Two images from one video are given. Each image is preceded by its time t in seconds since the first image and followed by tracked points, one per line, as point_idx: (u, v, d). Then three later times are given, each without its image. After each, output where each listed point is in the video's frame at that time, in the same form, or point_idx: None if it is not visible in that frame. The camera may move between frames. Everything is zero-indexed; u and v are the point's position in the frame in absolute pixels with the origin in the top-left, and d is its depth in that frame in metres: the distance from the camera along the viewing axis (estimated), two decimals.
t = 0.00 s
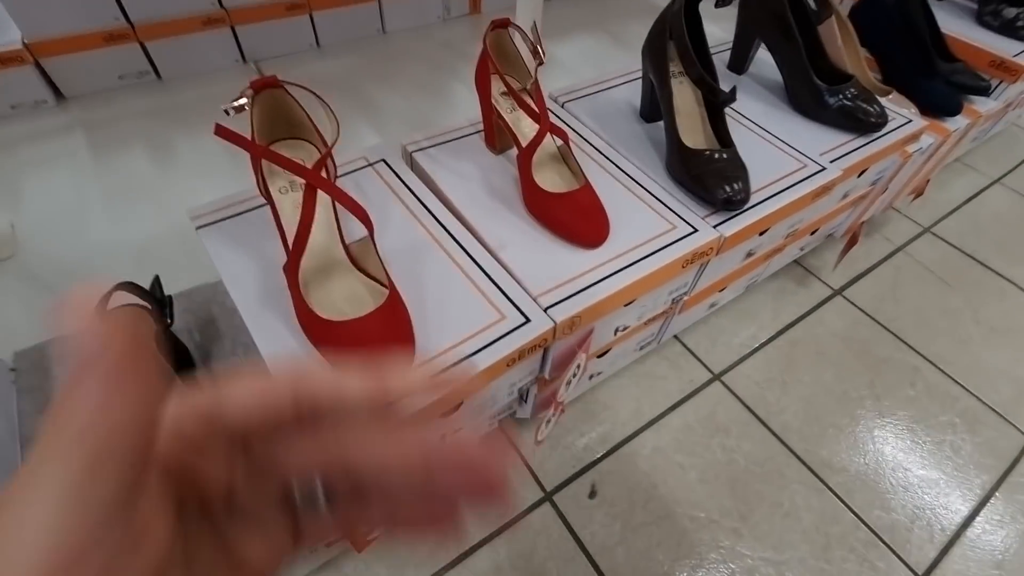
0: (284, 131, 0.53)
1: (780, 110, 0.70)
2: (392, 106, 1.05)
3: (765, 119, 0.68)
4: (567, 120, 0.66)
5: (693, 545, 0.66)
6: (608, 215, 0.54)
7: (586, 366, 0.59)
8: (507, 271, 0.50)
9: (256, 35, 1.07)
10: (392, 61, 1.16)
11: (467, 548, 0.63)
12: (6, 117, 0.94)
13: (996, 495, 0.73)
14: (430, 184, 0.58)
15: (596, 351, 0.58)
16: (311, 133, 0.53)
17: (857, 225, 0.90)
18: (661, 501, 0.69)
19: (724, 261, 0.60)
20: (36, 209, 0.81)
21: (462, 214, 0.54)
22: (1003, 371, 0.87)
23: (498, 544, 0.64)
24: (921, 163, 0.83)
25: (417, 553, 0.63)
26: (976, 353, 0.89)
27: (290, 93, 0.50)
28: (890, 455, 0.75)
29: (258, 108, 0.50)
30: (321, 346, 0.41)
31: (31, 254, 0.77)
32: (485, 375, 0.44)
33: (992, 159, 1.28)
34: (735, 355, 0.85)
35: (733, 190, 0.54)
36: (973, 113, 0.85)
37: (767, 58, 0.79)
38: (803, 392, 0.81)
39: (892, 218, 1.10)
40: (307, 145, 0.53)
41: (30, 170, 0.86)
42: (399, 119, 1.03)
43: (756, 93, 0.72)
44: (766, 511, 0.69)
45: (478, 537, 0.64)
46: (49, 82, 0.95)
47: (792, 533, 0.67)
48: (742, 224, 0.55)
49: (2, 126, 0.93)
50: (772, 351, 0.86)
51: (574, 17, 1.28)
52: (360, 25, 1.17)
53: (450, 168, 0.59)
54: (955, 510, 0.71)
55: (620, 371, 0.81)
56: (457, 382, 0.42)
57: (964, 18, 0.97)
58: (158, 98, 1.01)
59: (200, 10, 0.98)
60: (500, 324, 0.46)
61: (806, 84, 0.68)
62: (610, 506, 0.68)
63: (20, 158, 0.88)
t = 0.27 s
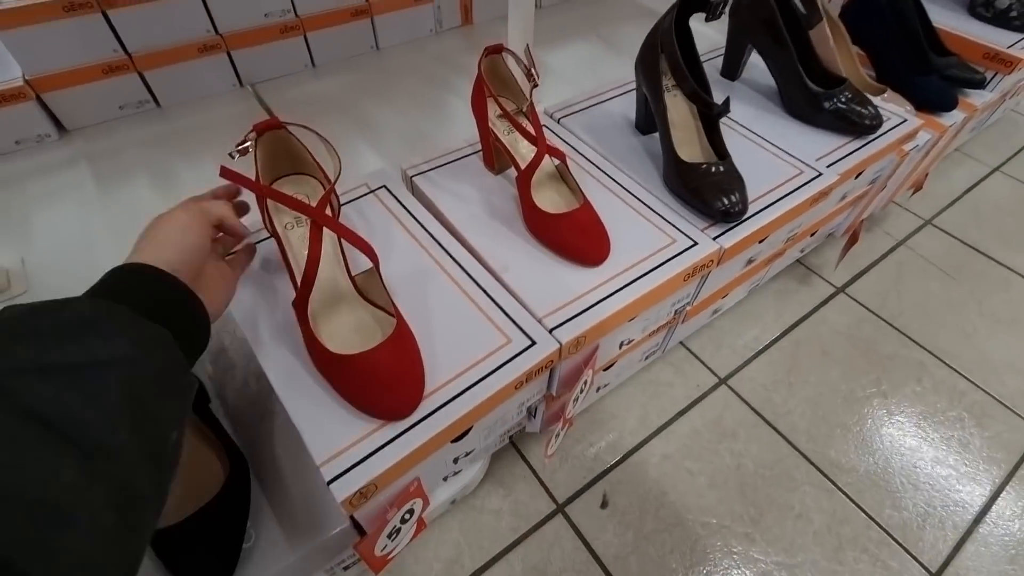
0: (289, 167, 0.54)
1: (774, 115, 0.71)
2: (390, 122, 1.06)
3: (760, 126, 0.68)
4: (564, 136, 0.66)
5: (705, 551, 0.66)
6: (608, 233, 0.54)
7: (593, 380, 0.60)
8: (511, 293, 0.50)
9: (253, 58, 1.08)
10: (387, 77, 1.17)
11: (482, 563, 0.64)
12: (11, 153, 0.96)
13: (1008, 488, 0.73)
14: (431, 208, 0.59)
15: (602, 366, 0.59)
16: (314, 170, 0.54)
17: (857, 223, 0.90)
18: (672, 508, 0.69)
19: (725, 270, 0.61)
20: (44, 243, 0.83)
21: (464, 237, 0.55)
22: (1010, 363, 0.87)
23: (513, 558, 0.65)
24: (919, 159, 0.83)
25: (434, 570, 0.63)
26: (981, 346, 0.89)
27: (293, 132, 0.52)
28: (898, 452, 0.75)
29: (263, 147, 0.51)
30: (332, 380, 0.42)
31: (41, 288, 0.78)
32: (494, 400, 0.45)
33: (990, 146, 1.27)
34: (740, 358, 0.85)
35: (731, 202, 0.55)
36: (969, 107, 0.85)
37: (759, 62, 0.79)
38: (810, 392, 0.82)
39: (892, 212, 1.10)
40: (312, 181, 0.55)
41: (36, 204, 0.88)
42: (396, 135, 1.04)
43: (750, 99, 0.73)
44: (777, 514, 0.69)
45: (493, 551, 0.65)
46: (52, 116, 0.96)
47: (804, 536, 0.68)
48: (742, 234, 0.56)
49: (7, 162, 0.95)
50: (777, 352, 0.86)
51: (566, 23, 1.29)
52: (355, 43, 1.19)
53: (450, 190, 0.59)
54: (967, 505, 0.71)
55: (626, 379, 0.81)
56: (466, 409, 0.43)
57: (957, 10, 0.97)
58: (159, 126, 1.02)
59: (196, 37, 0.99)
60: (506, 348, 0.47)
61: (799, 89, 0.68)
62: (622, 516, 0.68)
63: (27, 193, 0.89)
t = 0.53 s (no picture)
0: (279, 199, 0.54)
1: (768, 120, 0.70)
2: (384, 134, 1.06)
3: (754, 132, 0.68)
4: (556, 148, 0.66)
5: (713, 560, 0.66)
6: (603, 247, 0.54)
7: (593, 394, 0.59)
8: (507, 312, 0.50)
9: (244, 74, 1.08)
10: (380, 88, 1.17)
11: None
12: (5, 177, 0.95)
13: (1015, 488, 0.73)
14: (425, 227, 0.58)
15: (602, 379, 0.59)
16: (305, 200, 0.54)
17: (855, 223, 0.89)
18: (677, 518, 0.69)
19: (723, 279, 0.60)
20: (39, 268, 0.82)
21: (459, 256, 0.55)
22: (1013, 359, 0.87)
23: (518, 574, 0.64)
24: (915, 158, 0.83)
25: None
26: (984, 342, 0.89)
27: (283, 167, 0.52)
28: (903, 455, 0.75)
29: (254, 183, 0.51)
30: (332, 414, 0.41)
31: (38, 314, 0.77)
32: (493, 422, 0.45)
33: (986, 139, 1.27)
34: (742, 362, 0.85)
35: (726, 213, 0.55)
36: (963, 104, 0.85)
37: (751, 67, 0.79)
38: (813, 395, 0.81)
39: (890, 209, 1.10)
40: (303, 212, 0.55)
41: (31, 229, 0.87)
42: (390, 147, 1.03)
43: (743, 105, 0.72)
44: (784, 521, 0.69)
45: (498, 568, 0.65)
46: (45, 140, 0.96)
47: (811, 542, 0.67)
48: (739, 244, 0.56)
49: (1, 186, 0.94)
50: (778, 356, 0.86)
51: (557, 29, 1.29)
52: (347, 55, 1.18)
53: (443, 208, 0.59)
54: (974, 507, 0.71)
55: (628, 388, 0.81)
56: (466, 434, 0.43)
57: (948, 6, 0.97)
58: (152, 145, 1.02)
59: (187, 55, 0.99)
60: (503, 369, 0.46)
61: (792, 94, 0.68)
62: (627, 527, 0.68)
63: (21, 217, 0.89)
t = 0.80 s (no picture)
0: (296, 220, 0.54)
1: (772, 115, 0.71)
2: (389, 131, 1.06)
3: (758, 127, 0.68)
4: (563, 142, 0.66)
5: (718, 552, 0.66)
6: (610, 239, 0.54)
7: (600, 385, 0.60)
8: (517, 304, 0.50)
9: (250, 72, 1.09)
10: (384, 85, 1.17)
11: (495, 572, 0.64)
12: (12, 174, 0.96)
13: (1019, 480, 0.73)
14: (434, 221, 0.59)
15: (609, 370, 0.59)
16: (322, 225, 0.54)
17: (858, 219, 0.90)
18: (683, 510, 0.69)
19: (729, 271, 0.61)
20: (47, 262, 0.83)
21: (468, 248, 0.55)
22: (1016, 353, 0.87)
23: (525, 565, 0.65)
24: (918, 154, 0.83)
25: None
26: (987, 337, 0.89)
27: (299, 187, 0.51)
28: (907, 447, 0.75)
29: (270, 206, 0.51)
30: (364, 446, 0.40)
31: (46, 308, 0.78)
32: (503, 411, 0.45)
33: (988, 137, 1.28)
34: (746, 356, 0.85)
35: (732, 205, 0.55)
36: (965, 100, 0.85)
37: (755, 62, 0.80)
38: (817, 389, 0.82)
39: (892, 206, 1.10)
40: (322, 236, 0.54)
41: (39, 224, 0.88)
42: (395, 143, 1.04)
43: (747, 100, 0.73)
44: (789, 513, 0.69)
45: (505, 559, 0.65)
46: (52, 136, 0.96)
47: (816, 534, 0.68)
48: (745, 236, 0.56)
49: (8, 182, 0.95)
50: (782, 350, 0.86)
51: (561, 26, 1.29)
52: (351, 53, 1.19)
53: (451, 201, 0.60)
54: (979, 499, 0.71)
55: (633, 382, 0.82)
56: (476, 422, 0.43)
57: (950, 3, 0.97)
58: (158, 142, 1.02)
59: (194, 53, 1.00)
60: (513, 359, 0.47)
61: (796, 89, 0.68)
62: (633, 519, 0.68)
63: (29, 213, 0.89)
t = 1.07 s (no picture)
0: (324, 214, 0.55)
1: (768, 115, 0.72)
2: (392, 129, 1.08)
3: (753, 126, 0.70)
4: (562, 140, 0.68)
5: (710, 543, 0.67)
6: (606, 233, 0.56)
7: (595, 377, 0.61)
8: (515, 294, 0.52)
9: (256, 69, 1.10)
10: (388, 84, 1.19)
11: (490, 559, 0.65)
12: (21, 167, 0.97)
13: (1007, 477, 0.74)
14: (435, 214, 0.60)
15: (604, 362, 0.60)
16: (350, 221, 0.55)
17: (853, 219, 0.91)
18: (676, 502, 0.71)
19: (723, 266, 0.62)
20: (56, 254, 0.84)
21: (468, 241, 0.56)
22: (1008, 353, 0.88)
23: (520, 553, 0.66)
24: (912, 155, 0.85)
25: (443, 566, 0.65)
26: (979, 337, 0.90)
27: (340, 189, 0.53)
28: (897, 444, 0.77)
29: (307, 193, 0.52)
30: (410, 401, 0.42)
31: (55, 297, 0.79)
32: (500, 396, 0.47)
33: (985, 141, 1.29)
34: (741, 353, 0.86)
35: (726, 201, 0.57)
36: (960, 103, 0.87)
37: (752, 64, 0.81)
38: (810, 386, 0.83)
39: (888, 208, 1.12)
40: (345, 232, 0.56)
41: (47, 216, 0.89)
42: (398, 141, 1.05)
43: (744, 100, 0.74)
44: (780, 507, 0.71)
45: (501, 547, 0.66)
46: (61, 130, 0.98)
47: (806, 527, 0.69)
48: (738, 231, 0.57)
49: (18, 175, 0.96)
50: (777, 348, 0.87)
51: (563, 28, 1.31)
52: (356, 52, 1.21)
53: (452, 195, 0.61)
54: (967, 495, 0.72)
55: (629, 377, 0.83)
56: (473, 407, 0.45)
57: (947, 8, 0.99)
58: (165, 137, 1.04)
59: (201, 50, 1.02)
60: (511, 346, 0.48)
61: (792, 91, 0.70)
62: (627, 510, 0.70)
63: (38, 205, 0.91)
